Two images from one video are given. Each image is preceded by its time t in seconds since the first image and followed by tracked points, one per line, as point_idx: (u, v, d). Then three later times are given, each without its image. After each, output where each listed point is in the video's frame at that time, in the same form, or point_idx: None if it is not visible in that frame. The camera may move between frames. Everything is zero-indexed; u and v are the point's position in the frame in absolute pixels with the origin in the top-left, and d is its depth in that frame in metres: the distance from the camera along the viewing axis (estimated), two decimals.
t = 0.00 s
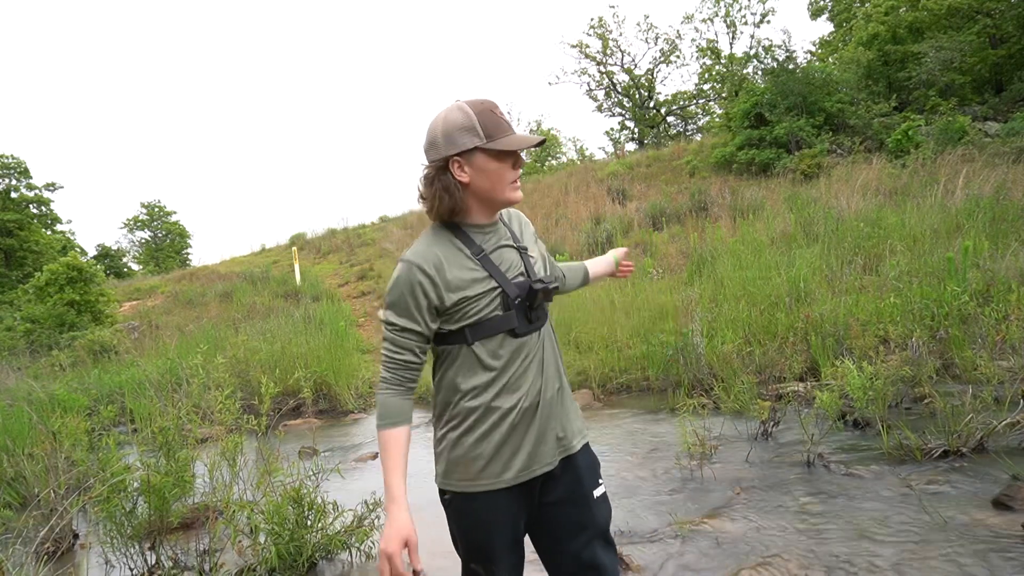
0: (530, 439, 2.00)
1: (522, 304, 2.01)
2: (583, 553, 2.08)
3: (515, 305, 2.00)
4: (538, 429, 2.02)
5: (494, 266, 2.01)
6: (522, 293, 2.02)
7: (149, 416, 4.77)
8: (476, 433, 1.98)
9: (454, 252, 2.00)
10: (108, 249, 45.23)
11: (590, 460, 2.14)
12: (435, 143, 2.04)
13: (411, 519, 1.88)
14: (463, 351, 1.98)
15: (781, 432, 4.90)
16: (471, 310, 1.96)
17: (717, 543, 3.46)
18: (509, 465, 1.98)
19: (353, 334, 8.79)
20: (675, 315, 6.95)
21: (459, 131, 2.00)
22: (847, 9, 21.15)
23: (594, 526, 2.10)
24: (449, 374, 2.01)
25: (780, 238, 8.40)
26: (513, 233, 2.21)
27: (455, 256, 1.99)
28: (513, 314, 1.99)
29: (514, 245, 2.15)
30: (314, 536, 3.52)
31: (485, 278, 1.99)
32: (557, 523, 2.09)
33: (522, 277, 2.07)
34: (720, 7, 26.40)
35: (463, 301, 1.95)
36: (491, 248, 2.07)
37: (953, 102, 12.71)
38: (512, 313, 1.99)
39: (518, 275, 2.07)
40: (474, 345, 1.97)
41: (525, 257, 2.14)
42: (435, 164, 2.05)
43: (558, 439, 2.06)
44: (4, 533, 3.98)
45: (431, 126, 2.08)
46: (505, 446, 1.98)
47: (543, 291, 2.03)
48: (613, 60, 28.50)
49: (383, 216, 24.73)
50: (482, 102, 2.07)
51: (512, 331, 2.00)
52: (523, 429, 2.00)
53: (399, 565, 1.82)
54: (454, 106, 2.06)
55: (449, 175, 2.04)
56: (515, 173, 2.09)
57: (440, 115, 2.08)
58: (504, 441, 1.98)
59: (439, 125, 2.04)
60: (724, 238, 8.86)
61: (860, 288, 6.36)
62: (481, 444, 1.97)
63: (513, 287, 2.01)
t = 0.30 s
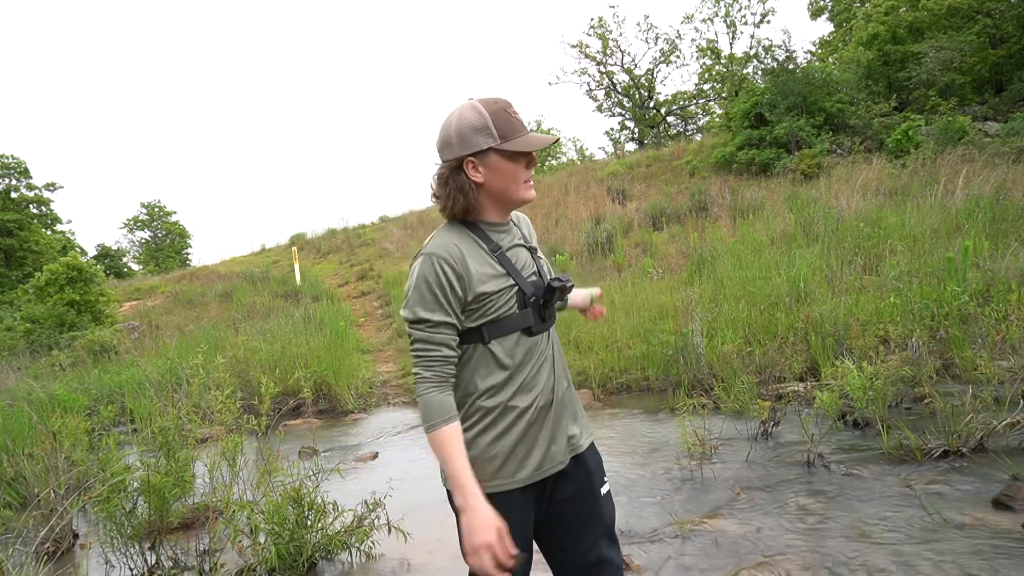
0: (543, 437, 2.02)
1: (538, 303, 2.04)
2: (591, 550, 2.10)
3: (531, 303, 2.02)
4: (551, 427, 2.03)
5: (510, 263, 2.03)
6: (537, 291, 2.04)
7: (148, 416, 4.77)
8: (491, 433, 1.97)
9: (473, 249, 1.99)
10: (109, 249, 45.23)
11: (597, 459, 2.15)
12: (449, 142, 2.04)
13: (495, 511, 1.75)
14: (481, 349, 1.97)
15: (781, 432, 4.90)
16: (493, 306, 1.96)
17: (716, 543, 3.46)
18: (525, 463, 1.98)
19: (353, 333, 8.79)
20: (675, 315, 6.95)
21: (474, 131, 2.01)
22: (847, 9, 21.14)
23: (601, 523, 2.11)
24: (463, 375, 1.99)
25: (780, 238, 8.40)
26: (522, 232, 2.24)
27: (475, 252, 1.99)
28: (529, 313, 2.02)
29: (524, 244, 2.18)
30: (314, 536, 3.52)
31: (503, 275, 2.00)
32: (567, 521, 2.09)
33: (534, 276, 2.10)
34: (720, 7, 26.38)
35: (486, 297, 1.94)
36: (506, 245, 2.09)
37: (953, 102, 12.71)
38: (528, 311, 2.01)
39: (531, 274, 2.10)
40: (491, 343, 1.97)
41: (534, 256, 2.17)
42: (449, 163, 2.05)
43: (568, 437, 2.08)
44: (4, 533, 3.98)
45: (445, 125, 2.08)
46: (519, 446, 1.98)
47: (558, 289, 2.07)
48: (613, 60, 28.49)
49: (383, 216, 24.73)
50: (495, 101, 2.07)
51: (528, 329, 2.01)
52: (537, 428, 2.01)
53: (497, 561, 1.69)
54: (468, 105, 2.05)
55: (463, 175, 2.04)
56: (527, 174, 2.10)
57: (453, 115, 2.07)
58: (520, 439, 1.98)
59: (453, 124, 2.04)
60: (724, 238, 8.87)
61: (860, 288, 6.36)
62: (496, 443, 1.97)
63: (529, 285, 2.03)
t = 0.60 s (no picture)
0: (538, 433, 2.01)
1: (540, 300, 2.04)
2: (586, 552, 2.09)
3: (533, 300, 2.02)
4: (548, 424, 2.03)
5: (515, 259, 2.04)
6: (540, 289, 2.05)
7: (148, 415, 4.77)
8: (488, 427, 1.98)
9: (479, 244, 2.00)
10: (109, 249, 45.23)
11: (594, 460, 2.14)
12: (454, 142, 2.04)
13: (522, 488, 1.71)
14: (481, 344, 1.98)
15: (781, 432, 4.90)
16: (497, 302, 1.96)
17: (716, 542, 3.46)
18: (519, 459, 1.98)
19: (353, 333, 8.79)
20: (675, 315, 6.95)
21: (479, 131, 2.01)
22: (847, 9, 21.14)
23: (598, 525, 2.11)
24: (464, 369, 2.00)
25: (780, 238, 8.40)
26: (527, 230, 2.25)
27: (481, 247, 2.00)
28: (531, 309, 2.02)
29: (530, 241, 2.18)
30: (314, 536, 3.52)
31: (507, 271, 2.01)
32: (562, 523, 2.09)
33: (538, 273, 2.11)
34: (720, 7, 26.36)
35: (491, 291, 1.95)
36: (511, 242, 2.10)
37: (953, 102, 12.71)
38: (530, 308, 2.02)
39: (535, 271, 2.10)
40: (493, 339, 1.97)
41: (539, 255, 2.18)
42: (453, 164, 2.05)
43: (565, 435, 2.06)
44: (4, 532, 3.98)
45: (449, 126, 2.08)
46: (514, 441, 1.98)
47: (563, 287, 2.06)
48: (613, 60, 28.48)
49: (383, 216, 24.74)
50: (500, 102, 2.08)
51: (527, 326, 2.02)
52: (533, 424, 2.01)
53: (539, 534, 1.65)
54: (472, 106, 2.06)
55: (468, 174, 2.04)
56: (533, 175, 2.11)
57: (457, 115, 2.08)
58: (514, 434, 1.98)
59: (459, 125, 2.04)
60: (724, 238, 8.87)
61: (860, 288, 6.36)
62: (491, 437, 1.98)
63: (532, 282, 2.04)
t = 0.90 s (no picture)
0: (539, 434, 2.01)
1: (540, 303, 2.04)
2: (586, 551, 2.10)
3: (533, 302, 2.03)
4: (548, 425, 2.03)
5: (515, 262, 2.04)
6: (540, 292, 2.05)
7: (148, 415, 4.76)
8: (489, 427, 1.97)
9: (480, 248, 2.00)
10: (108, 249, 45.23)
11: (592, 460, 2.15)
12: (458, 146, 2.04)
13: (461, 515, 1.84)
14: (480, 346, 1.97)
15: (781, 432, 4.90)
16: (496, 307, 1.96)
17: (716, 542, 3.46)
18: (519, 459, 1.98)
19: (353, 333, 8.79)
20: (675, 315, 6.95)
21: (483, 136, 2.01)
22: (847, 9, 21.14)
23: (596, 524, 2.11)
24: (463, 370, 1.99)
25: (780, 238, 8.40)
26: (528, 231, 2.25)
27: (481, 252, 1.99)
28: (531, 312, 2.02)
29: (531, 243, 2.18)
30: (314, 536, 3.52)
31: (506, 275, 2.01)
32: (560, 522, 2.10)
33: (539, 275, 2.11)
34: (720, 7, 26.37)
35: (490, 296, 1.95)
36: (512, 245, 2.10)
37: (953, 102, 12.71)
38: (530, 311, 2.02)
39: (536, 274, 2.10)
40: (493, 341, 1.97)
41: (540, 256, 2.17)
42: (458, 168, 2.05)
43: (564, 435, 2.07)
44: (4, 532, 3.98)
45: (453, 130, 2.07)
46: (516, 442, 1.98)
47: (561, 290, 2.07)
48: (613, 59, 28.47)
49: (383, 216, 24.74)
50: (504, 105, 2.07)
51: (528, 328, 2.02)
52: (534, 426, 2.01)
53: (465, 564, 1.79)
54: (476, 109, 2.05)
55: (472, 179, 2.04)
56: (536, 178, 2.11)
57: (461, 119, 2.07)
58: (516, 434, 1.98)
59: (462, 130, 2.04)
60: (724, 238, 8.87)
61: (860, 288, 6.36)
62: (492, 438, 1.97)
63: (532, 285, 2.04)
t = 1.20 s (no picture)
0: (543, 432, 2.01)
1: (535, 301, 2.02)
2: (588, 550, 2.10)
3: (529, 300, 2.01)
4: (552, 423, 2.03)
5: (509, 262, 2.02)
6: (536, 290, 2.03)
7: (148, 415, 4.77)
8: (489, 427, 1.97)
9: (471, 249, 2.00)
10: (108, 249, 45.23)
11: (595, 459, 2.15)
12: (452, 156, 2.03)
13: (448, 508, 1.86)
14: (475, 345, 1.98)
15: (781, 432, 4.90)
16: (488, 305, 1.97)
17: (716, 542, 3.47)
18: (524, 459, 1.98)
19: (353, 334, 8.79)
20: (675, 315, 6.95)
21: (478, 143, 2.00)
22: (847, 9, 21.14)
23: (598, 523, 2.12)
24: (461, 371, 2.00)
25: (780, 238, 8.40)
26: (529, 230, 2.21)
27: (472, 252, 2.00)
28: (527, 310, 2.01)
29: (529, 241, 2.15)
30: (314, 536, 3.52)
31: (499, 274, 2.00)
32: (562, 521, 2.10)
33: (535, 272, 2.09)
34: (720, 7, 26.37)
35: (481, 295, 1.96)
36: (506, 244, 2.08)
37: (953, 102, 12.71)
38: (525, 309, 2.01)
39: (533, 272, 2.07)
40: (488, 340, 1.98)
41: (539, 255, 2.14)
42: (453, 177, 2.05)
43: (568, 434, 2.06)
44: (4, 532, 3.98)
45: (444, 139, 2.07)
46: (518, 441, 1.98)
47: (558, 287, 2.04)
48: (613, 59, 28.48)
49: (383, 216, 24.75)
50: (493, 110, 2.07)
51: (525, 327, 2.01)
52: (537, 426, 2.00)
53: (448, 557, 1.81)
54: (466, 117, 2.05)
55: (469, 187, 2.04)
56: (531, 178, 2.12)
57: (452, 127, 2.07)
58: (520, 434, 1.98)
59: (455, 139, 2.03)
60: (724, 238, 8.87)
61: (860, 288, 6.36)
62: (494, 438, 1.97)
63: (527, 283, 2.02)
